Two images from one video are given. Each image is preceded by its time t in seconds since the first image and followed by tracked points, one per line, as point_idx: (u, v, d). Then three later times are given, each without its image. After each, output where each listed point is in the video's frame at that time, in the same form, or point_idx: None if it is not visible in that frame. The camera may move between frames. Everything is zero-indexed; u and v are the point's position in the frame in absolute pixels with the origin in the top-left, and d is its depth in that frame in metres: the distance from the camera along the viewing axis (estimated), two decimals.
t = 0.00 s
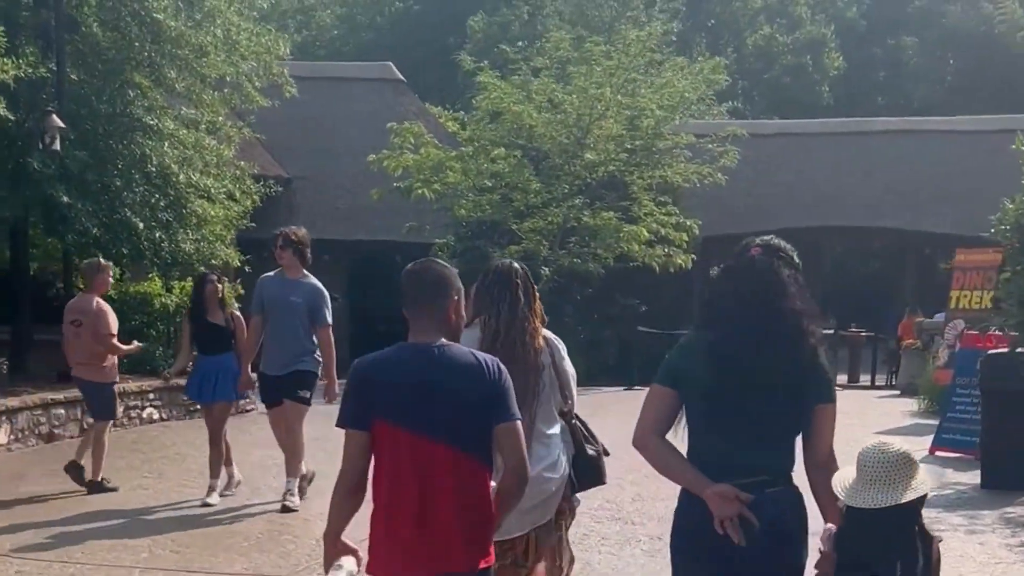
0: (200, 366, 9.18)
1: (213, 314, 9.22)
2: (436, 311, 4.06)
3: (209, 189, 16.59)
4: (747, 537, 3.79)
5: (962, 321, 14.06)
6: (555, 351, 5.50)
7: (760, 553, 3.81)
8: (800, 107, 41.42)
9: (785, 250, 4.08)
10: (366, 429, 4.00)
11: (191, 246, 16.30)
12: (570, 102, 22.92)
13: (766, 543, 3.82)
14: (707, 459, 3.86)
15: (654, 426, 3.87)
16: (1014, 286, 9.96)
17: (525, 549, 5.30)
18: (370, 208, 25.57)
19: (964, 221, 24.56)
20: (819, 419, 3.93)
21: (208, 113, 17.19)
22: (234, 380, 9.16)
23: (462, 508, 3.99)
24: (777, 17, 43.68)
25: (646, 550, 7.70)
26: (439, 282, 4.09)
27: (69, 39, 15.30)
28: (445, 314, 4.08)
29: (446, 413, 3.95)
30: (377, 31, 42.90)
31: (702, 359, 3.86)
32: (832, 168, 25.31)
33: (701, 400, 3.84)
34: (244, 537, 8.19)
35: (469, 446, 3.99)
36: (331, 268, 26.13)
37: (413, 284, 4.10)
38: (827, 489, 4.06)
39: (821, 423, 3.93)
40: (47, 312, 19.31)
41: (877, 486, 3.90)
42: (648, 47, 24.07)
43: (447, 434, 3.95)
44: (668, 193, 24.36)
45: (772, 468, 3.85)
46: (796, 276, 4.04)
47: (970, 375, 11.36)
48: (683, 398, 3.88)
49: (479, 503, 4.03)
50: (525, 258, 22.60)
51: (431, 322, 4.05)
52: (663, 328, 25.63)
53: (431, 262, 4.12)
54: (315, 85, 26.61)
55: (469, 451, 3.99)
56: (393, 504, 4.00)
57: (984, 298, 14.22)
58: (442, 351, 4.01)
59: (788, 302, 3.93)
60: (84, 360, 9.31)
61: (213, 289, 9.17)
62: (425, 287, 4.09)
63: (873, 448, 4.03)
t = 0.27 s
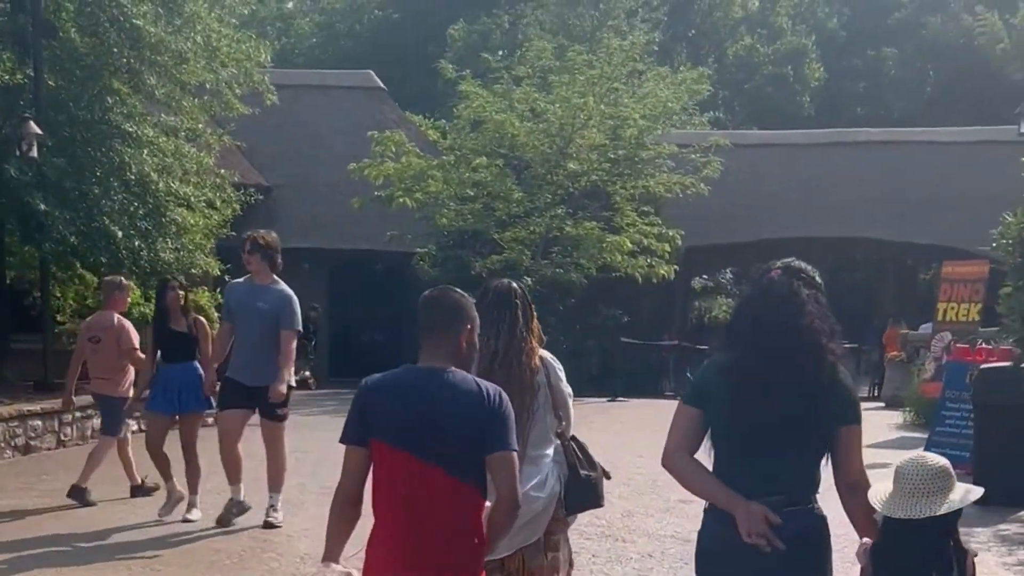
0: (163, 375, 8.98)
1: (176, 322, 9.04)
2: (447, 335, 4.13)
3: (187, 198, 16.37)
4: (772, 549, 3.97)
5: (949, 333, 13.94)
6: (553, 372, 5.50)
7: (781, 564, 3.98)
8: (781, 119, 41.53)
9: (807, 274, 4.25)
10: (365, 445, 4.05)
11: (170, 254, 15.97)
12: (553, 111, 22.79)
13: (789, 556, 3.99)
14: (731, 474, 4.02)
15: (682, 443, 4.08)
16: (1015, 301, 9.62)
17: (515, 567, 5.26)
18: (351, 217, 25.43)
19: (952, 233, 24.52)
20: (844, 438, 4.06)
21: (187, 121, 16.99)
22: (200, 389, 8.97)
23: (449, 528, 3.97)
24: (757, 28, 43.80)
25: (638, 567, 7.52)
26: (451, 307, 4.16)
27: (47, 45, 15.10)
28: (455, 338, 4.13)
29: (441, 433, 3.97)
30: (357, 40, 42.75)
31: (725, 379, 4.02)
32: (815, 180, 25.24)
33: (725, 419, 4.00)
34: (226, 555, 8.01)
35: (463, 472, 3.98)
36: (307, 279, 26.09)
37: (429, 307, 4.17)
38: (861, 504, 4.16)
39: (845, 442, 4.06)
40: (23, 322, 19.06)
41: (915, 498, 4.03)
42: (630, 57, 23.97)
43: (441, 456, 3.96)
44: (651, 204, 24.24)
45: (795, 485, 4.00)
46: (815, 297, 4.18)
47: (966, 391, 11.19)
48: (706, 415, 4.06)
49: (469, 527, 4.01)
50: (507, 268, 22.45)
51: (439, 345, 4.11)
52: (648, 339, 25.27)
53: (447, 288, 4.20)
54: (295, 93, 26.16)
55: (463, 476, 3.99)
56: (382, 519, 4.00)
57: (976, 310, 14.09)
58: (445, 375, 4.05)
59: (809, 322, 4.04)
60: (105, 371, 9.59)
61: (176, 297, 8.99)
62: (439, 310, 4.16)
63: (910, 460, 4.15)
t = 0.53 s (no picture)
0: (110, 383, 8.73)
1: (122, 329, 8.81)
2: (452, 321, 4.17)
3: (163, 196, 16.21)
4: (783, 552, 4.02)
5: (931, 335, 13.85)
6: (543, 369, 5.49)
7: (796, 560, 4.03)
8: (760, 119, 41.54)
9: (822, 275, 4.26)
10: (377, 428, 4.11)
11: (145, 253, 15.82)
12: (532, 111, 22.61)
13: (801, 554, 4.03)
14: (744, 474, 4.09)
15: (700, 445, 4.11)
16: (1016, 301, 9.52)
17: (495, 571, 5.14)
18: (328, 217, 25.20)
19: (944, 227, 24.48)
20: (853, 432, 4.10)
21: (162, 118, 16.83)
22: (153, 398, 8.73)
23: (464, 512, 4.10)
24: (734, 30, 43.70)
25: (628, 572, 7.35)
26: (460, 292, 4.22)
27: (18, 42, 14.83)
28: (464, 322, 4.20)
29: (456, 418, 4.07)
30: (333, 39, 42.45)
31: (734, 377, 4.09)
32: (794, 182, 25.16)
33: (735, 417, 4.08)
34: (204, 560, 7.81)
35: (472, 456, 4.09)
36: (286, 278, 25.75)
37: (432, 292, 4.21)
38: (873, 498, 4.17)
39: (854, 435, 4.09)
40: None
41: (961, 495, 4.47)
42: (609, 57, 23.82)
43: (452, 439, 4.07)
44: (630, 205, 24.09)
45: (808, 483, 4.05)
46: (832, 295, 4.22)
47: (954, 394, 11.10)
48: (719, 416, 4.12)
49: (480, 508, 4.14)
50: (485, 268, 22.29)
51: (448, 329, 4.17)
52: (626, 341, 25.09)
53: (454, 271, 4.25)
54: (273, 91, 25.98)
55: (472, 459, 4.10)
56: (396, 504, 4.08)
57: (960, 312, 14.01)
58: (453, 359, 4.15)
59: (820, 319, 4.09)
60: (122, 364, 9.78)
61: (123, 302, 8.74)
62: (445, 296, 4.21)
63: (955, 459, 4.60)
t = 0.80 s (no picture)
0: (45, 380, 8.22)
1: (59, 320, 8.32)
2: (461, 331, 4.27)
3: (137, 191, 15.97)
4: (795, 542, 4.13)
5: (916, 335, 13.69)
6: (534, 364, 5.59)
7: (818, 555, 4.14)
8: (737, 116, 41.52)
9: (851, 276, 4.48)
10: (387, 439, 4.19)
11: (118, 249, 15.66)
12: (510, 107, 22.40)
13: (823, 548, 4.14)
14: (771, 468, 4.20)
15: (725, 439, 4.21)
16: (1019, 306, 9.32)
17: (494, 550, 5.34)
18: (303, 214, 24.95)
19: (926, 233, 24.25)
20: (877, 428, 4.20)
21: (136, 111, 16.57)
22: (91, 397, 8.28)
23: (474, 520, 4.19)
24: (711, 27, 43.37)
25: None
26: (465, 303, 4.30)
27: None
28: (471, 332, 4.29)
29: (464, 429, 4.15)
30: (309, 33, 42.14)
31: (764, 375, 4.20)
32: (772, 180, 25.11)
33: (763, 410, 4.19)
34: (182, 566, 7.65)
35: (482, 463, 4.18)
36: (263, 273, 25.41)
37: (442, 304, 4.31)
38: (894, 492, 4.29)
39: (880, 430, 4.20)
40: None
41: (1006, 488, 4.19)
42: (587, 52, 23.59)
43: (462, 449, 4.15)
44: (608, 202, 23.90)
45: (833, 477, 4.16)
46: (861, 296, 4.34)
47: (940, 395, 10.99)
48: (746, 411, 4.22)
49: (491, 513, 4.23)
50: (462, 266, 22.13)
51: (454, 340, 4.27)
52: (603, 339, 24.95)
53: (459, 281, 4.33)
54: (249, 86, 25.94)
55: (482, 467, 4.19)
56: (408, 511, 4.18)
57: (944, 312, 13.79)
58: (462, 370, 4.23)
59: (847, 318, 4.24)
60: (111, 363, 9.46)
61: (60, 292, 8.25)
62: (454, 307, 4.30)
63: (1000, 454, 4.33)
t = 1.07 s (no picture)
0: None
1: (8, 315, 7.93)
2: (452, 313, 4.15)
3: (110, 181, 15.64)
4: (847, 549, 3.95)
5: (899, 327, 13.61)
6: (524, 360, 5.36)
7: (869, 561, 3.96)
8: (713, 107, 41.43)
9: (899, 275, 4.18)
10: (391, 433, 4.10)
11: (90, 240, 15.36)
12: (487, 97, 22.16)
13: (872, 556, 3.96)
14: (813, 472, 4.02)
15: (765, 440, 4.02)
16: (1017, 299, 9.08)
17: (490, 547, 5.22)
18: (277, 204, 24.66)
19: (902, 225, 24.23)
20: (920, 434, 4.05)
21: (108, 99, 16.18)
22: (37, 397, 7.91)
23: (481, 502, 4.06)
24: (688, 18, 43.02)
25: None
26: (456, 287, 4.18)
27: None
28: (467, 318, 4.17)
29: (461, 413, 4.03)
30: (283, 22, 41.72)
31: (803, 377, 4.02)
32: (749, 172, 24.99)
33: (805, 412, 4.00)
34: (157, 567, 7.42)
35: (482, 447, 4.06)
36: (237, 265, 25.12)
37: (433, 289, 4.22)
38: (931, 508, 4.15)
39: (922, 436, 4.04)
40: None
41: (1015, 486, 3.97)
42: (565, 41, 23.34)
43: (456, 431, 4.04)
44: (586, 193, 23.72)
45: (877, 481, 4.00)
46: (904, 296, 4.14)
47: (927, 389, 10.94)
48: (789, 415, 4.03)
49: (499, 496, 4.10)
50: (439, 257, 21.92)
51: (449, 327, 4.15)
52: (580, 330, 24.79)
53: (452, 266, 4.24)
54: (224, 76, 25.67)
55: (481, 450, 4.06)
56: (415, 501, 4.10)
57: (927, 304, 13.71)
58: (451, 354, 4.12)
59: (887, 316, 4.06)
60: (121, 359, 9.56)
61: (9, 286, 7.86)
62: (444, 291, 4.20)
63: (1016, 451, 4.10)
